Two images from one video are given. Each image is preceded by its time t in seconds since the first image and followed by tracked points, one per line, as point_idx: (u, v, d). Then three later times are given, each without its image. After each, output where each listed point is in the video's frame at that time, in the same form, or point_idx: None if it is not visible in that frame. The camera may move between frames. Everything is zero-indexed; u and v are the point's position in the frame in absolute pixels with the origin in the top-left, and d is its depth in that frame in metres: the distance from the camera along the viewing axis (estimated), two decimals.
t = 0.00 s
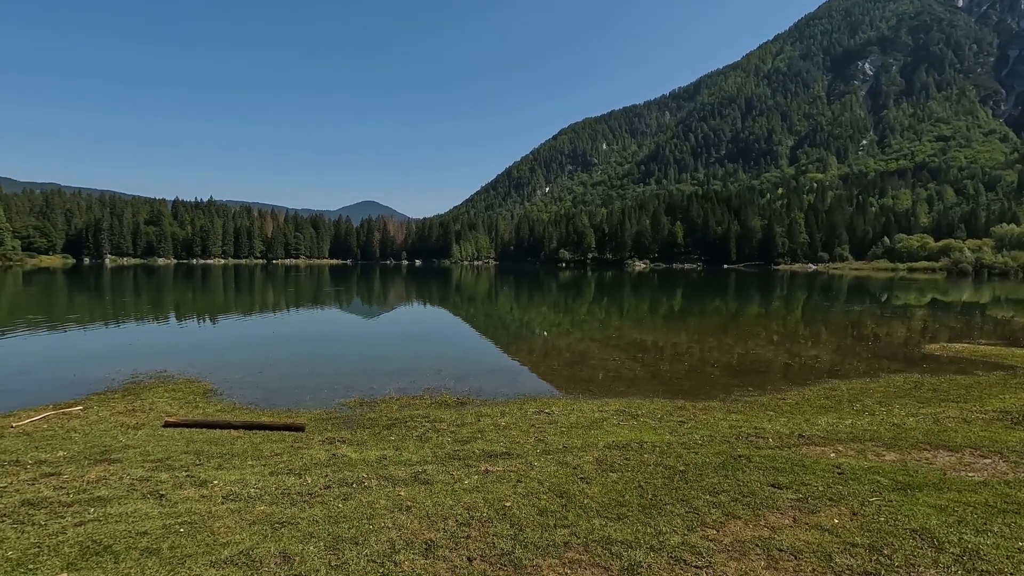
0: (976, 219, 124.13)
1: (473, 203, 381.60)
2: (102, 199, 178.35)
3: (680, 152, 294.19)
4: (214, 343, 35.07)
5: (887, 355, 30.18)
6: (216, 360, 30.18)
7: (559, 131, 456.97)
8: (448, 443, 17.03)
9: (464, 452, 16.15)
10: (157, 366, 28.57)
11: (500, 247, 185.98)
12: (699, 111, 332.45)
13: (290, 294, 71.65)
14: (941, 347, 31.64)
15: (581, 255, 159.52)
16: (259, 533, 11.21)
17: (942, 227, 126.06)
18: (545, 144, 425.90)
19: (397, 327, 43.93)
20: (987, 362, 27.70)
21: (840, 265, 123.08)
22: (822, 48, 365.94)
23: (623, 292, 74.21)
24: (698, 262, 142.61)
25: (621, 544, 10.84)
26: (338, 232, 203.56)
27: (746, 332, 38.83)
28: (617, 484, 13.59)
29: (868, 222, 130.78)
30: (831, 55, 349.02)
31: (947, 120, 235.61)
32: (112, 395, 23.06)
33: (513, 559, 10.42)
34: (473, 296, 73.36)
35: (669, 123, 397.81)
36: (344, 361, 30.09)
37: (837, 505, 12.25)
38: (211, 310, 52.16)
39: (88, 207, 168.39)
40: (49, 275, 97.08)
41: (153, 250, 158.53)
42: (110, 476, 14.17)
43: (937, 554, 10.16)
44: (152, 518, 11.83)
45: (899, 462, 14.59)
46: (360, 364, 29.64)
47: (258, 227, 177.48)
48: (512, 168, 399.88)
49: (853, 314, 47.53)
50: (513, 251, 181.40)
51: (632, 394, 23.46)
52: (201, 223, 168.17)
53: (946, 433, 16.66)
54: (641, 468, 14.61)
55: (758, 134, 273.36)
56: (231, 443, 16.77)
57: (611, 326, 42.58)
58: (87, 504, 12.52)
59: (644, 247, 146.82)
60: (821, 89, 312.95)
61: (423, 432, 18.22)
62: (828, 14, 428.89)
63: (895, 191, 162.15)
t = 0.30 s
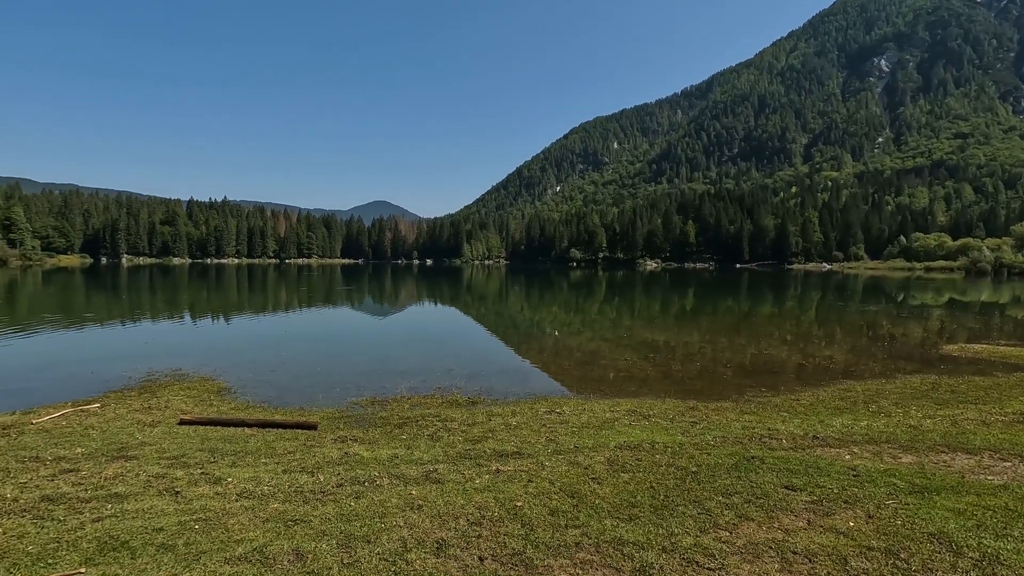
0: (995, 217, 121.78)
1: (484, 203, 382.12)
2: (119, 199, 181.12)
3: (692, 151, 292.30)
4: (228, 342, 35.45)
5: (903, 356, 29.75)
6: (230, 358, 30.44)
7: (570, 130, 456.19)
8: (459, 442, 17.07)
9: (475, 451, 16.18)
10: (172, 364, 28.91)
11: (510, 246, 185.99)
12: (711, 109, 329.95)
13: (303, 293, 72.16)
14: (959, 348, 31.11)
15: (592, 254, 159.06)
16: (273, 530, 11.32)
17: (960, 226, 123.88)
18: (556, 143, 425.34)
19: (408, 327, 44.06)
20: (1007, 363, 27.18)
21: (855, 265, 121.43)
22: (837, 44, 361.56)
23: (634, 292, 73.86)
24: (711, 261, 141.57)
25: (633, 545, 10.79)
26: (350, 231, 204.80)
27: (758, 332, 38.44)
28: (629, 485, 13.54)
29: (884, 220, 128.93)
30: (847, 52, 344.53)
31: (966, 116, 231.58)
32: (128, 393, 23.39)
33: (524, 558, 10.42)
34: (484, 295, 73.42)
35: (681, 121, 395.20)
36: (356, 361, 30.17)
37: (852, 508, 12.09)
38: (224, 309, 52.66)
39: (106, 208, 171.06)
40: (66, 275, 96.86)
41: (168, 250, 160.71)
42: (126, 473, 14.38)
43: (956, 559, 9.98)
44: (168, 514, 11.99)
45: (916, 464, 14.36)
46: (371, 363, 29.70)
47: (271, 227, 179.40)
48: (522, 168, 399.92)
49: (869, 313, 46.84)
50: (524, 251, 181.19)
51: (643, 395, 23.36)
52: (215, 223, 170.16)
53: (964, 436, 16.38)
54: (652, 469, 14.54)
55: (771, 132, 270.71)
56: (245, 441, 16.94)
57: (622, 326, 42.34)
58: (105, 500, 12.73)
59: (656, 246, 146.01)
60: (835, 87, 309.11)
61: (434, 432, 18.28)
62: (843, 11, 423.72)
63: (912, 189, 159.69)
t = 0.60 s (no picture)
0: (1015, 215, 119.36)
1: (494, 202, 382.44)
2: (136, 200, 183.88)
3: (704, 150, 290.22)
4: (240, 341, 35.74)
5: (921, 357, 29.28)
6: (243, 357, 30.70)
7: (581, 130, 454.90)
8: (470, 442, 17.12)
9: (486, 451, 16.20)
10: (187, 363, 29.24)
11: (521, 246, 185.95)
12: (723, 107, 327.29)
13: (315, 292, 72.64)
14: (977, 349, 30.58)
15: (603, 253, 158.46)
16: (285, 528, 11.42)
17: (979, 225, 121.69)
18: (566, 142, 424.57)
19: (419, 326, 44.28)
20: None
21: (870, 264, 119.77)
22: (853, 41, 356.98)
23: (645, 291, 73.59)
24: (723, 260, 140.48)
25: (644, 547, 10.72)
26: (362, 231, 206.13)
27: (771, 332, 38.13)
28: (640, 485, 13.49)
29: (900, 219, 127.02)
30: (862, 49, 340.16)
31: (985, 113, 227.38)
32: (144, 391, 23.68)
33: (534, 558, 10.42)
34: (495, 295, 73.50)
35: (692, 120, 392.63)
36: (368, 360, 30.33)
37: (867, 511, 11.92)
38: (238, 308, 53.17)
39: (122, 208, 173.86)
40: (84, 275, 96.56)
41: (184, 250, 163.00)
42: (143, 469, 14.60)
43: (975, 564, 9.77)
44: (182, 511, 12.13)
45: (933, 467, 14.13)
46: (383, 362, 29.84)
47: (284, 227, 181.23)
48: (533, 167, 399.80)
49: (884, 313, 46.15)
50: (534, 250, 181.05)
51: (654, 395, 23.23)
52: (228, 222, 172.23)
53: (983, 438, 16.06)
54: (664, 470, 14.45)
55: (785, 130, 267.83)
56: (258, 439, 17.11)
57: (634, 326, 42.15)
58: (122, 496, 12.92)
59: (667, 245, 145.15)
60: (850, 84, 305.17)
61: (445, 431, 18.34)
62: (858, 8, 418.29)
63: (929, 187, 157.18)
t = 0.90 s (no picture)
0: None
1: (506, 202, 382.64)
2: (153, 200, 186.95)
3: (718, 148, 287.86)
4: (254, 340, 36.14)
5: (940, 358, 28.76)
6: (258, 356, 31.06)
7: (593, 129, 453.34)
8: (482, 441, 17.15)
9: (498, 450, 16.23)
10: (202, 361, 29.60)
11: (533, 246, 185.82)
12: (737, 106, 324.28)
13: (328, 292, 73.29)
14: (999, 350, 29.98)
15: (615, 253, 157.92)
16: (299, 525, 11.54)
17: (1000, 223, 119.20)
18: (579, 141, 423.93)
19: (431, 325, 44.52)
20: None
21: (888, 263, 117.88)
22: (870, 37, 351.66)
23: (658, 291, 73.17)
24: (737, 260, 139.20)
25: (656, 548, 10.67)
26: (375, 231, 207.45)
27: (786, 332, 37.74)
28: (652, 486, 13.42)
29: (918, 218, 124.91)
30: (880, 44, 334.60)
31: (1007, 109, 222.61)
32: (162, 388, 24.07)
33: (546, 558, 10.41)
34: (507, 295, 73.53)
35: (706, 118, 389.54)
36: (382, 359, 30.57)
37: (885, 515, 11.73)
38: (253, 307, 53.78)
39: (140, 208, 176.71)
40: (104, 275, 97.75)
41: (200, 249, 165.45)
42: (160, 466, 14.83)
43: (996, 570, 9.59)
44: (198, 508, 12.30)
45: (952, 470, 13.87)
46: (396, 361, 30.02)
47: (298, 227, 183.08)
48: (545, 167, 399.35)
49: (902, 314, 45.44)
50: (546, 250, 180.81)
51: (667, 395, 23.10)
52: (243, 222, 174.44)
53: (1005, 442, 15.72)
54: (677, 471, 14.36)
55: (800, 128, 264.44)
56: (272, 437, 17.29)
57: (646, 326, 41.99)
58: (140, 492, 13.15)
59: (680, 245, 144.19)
60: (868, 80, 300.49)
61: (457, 430, 18.37)
62: (876, 3, 411.87)
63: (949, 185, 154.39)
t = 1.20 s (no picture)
0: None
1: (518, 202, 382.65)
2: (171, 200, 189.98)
3: (732, 146, 285.00)
4: (270, 338, 36.54)
5: (960, 359, 28.17)
6: (272, 354, 31.37)
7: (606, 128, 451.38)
8: (494, 439, 17.16)
9: (510, 449, 16.24)
10: (219, 359, 29.98)
11: (546, 245, 185.59)
12: (752, 103, 320.68)
13: (342, 290, 73.74)
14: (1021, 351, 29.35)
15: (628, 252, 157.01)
16: (313, 522, 11.64)
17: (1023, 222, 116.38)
18: (591, 140, 422.40)
19: (443, 324, 44.59)
20: None
21: (907, 262, 115.81)
22: (888, 33, 345.81)
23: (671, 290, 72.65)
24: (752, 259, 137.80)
25: (670, 548, 10.61)
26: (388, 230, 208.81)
27: (802, 332, 37.24)
28: (665, 486, 13.36)
29: (938, 216, 122.56)
30: (898, 40, 329.07)
31: None
32: (179, 386, 24.47)
33: (558, 558, 10.38)
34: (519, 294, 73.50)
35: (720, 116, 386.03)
36: (395, 357, 30.75)
37: (903, 518, 11.55)
38: (268, 306, 54.47)
39: (158, 208, 179.79)
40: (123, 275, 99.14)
41: (216, 249, 167.91)
42: (178, 462, 15.09)
43: None
44: (215, 502, 12.50)
45: (973, 474, 13.61)
46: (410, 360, 30.17)
47: (312, 227, 184.84)
48: (557, 166, 398.47)
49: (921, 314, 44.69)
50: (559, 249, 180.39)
51: (679, 395, 22.95)
52: (259, 222, 176.73)
53: None
54: (691, 471, 14.26)
55: (816, 125, 260.95)
56: (287, 434, 17.49)
57: (660, 325, 41.73)
58: (158, 487, 13.36)
59: (694, 244, 143.02)
60: (886, 77, 295.78)
61: (469, 428, 18.39)
62: None
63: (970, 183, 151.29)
